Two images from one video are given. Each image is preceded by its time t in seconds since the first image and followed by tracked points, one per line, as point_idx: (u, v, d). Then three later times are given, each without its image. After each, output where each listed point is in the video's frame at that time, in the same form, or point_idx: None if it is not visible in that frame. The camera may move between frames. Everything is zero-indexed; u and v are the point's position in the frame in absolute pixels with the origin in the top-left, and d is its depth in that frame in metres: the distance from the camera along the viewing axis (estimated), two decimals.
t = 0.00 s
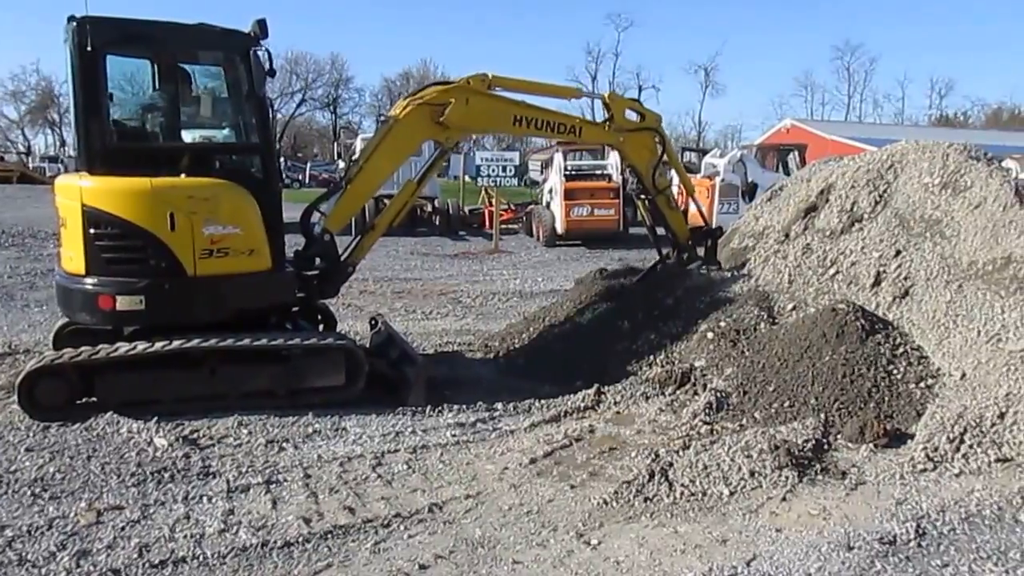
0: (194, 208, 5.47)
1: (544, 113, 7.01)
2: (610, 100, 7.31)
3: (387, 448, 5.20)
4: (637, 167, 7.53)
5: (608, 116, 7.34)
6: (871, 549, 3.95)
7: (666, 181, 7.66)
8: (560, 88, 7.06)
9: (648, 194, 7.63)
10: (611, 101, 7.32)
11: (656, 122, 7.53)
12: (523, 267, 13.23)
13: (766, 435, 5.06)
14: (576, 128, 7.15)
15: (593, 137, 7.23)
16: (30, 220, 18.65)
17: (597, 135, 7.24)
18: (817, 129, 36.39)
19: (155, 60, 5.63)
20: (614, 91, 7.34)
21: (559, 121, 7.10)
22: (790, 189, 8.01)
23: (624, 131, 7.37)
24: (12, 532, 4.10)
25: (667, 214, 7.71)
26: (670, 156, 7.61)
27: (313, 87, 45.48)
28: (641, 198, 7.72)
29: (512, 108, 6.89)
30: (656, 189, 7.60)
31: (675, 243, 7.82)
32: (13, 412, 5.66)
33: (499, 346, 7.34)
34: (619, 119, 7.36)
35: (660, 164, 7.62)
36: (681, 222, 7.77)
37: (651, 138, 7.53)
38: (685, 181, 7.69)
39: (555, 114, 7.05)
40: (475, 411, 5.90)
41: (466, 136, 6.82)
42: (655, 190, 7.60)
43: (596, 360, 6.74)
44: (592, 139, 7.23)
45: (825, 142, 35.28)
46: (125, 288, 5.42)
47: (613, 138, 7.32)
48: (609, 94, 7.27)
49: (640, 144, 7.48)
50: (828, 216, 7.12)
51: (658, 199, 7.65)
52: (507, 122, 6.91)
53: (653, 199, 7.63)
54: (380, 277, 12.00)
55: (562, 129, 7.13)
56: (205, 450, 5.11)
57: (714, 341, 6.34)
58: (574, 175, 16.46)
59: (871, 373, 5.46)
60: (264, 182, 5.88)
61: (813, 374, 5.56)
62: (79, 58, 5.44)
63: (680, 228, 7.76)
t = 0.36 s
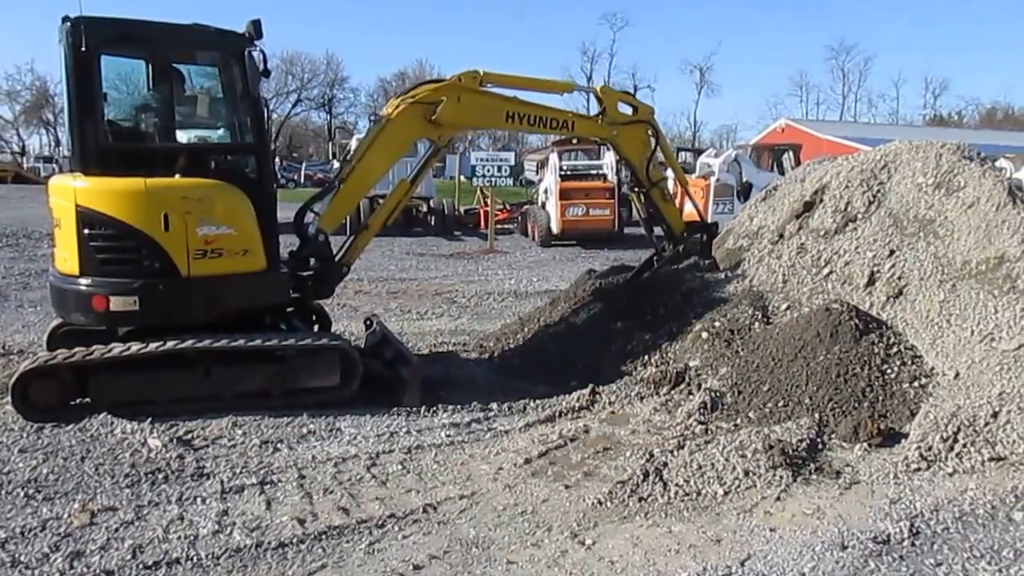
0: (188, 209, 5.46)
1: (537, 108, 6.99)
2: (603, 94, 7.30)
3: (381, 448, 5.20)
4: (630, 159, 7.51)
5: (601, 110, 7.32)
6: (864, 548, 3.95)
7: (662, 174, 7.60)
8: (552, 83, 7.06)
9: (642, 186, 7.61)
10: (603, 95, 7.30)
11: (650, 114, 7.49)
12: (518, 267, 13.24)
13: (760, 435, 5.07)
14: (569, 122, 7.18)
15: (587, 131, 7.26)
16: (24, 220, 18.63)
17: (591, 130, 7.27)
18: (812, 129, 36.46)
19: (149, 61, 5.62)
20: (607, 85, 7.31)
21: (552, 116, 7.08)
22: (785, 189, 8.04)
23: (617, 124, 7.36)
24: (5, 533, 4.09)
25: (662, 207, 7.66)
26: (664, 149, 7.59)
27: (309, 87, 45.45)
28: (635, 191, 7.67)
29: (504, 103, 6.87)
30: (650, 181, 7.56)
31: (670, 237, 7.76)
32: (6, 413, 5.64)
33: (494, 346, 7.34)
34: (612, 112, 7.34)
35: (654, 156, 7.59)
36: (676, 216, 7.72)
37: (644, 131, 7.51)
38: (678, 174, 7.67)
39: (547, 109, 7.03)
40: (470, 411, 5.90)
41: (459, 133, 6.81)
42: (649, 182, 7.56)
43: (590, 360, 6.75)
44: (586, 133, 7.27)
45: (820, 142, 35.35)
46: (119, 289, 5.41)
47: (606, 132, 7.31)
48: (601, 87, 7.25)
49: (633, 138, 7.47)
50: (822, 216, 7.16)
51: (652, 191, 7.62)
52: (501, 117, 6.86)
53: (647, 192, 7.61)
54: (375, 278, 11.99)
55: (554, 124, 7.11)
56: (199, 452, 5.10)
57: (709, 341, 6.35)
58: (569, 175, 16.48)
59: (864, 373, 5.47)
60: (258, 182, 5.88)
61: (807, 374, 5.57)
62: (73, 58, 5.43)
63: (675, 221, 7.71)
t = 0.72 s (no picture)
0: (182, 209, 5.45)
1: (521, 94, 6.93)
2: (589, 76, 7.17)
3: (376, 449, 5.20)
4: (620, 141, 7.38)
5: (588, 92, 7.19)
6: (858, 548, 3.96)
7: (652, 153, 7.49)
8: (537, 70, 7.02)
9: (634, 168, 7.48)
10: (590, 78, 7.18)
11: (638, 94, 7.35)
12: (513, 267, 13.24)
13: (754, 435, 5.08)
14: (556, 108, 7.12)
15: (574, 116, 7.21)
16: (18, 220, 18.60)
17: (579, 113, 7.20)
18: (807, 129, 36.51)
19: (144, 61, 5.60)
20: (593, 67, 7.20)
21: (538, 102, 7.01)
22: (779, 189, 8.07)
23: (606, 106, 7.21)
24: None
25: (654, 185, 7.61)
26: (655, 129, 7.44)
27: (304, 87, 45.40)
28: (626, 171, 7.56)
29: (490, 91, 6.81)
30: (642, 162, 7.46)
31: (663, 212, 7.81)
32: None
33: (489, 346, 7.35)
34: (601, 95, 7.20)
35: (645, 137, 7.46)
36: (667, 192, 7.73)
37: (634, 112, 7.37)
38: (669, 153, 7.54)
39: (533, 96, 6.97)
40: (464, 411, 5.91)
41: (447, 125, 6.77)
42: (641, 162, 7.46)
43: (585, 360, 6.75)
44: (573, 117, 7.22)
45: (814, 142, 35.40)
46: (113, 290, 5.40)
47: (595, 114, 7.18)
48: (588, 69, 7.13)
49: (623, 120, 7.32)
50: (816, 215, 7.22)
51: (644, 171, 7.51)
52: (487, 106, 6.81)
53: (639, 172, 7.49)
54: (370, 278, 11.99)
55: (542, 110, 7.06)
56: (193, 452, 5.09)
57: (703, 341, 6.36)
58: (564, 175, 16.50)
59: (858, 373, 5.48)
60: (253, 183, 5.87)
61: (801, 374, 5.58)
62: (67, 58, 5.41)
63: (666, 197, 7.74)
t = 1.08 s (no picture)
0: (176, 210, 5.44)
1: (504, 75, 6.76)
2: (572, 51, 6.96)
3: (371, 450, 5.20)
4: (609, 114, 7.16)
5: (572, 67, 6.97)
6: (852, 548, 3.96)
7: (643, 123, 7.25)
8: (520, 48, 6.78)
9: (625, 139, 7.24)
10: (573, 52, 6.96)
11: (624, 66, 7.13)
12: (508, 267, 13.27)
13: (749, 435, 5.09)
14: (542, 86, 6.89)
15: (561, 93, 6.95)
16: (11, 220, 18.55)
17: (565, 89, 6.96)
18: (801, 129, 36.57)
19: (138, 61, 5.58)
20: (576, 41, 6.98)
21: (522, 82, 6.82)
22: (773, 189, 8.09)
23: (592, 80, 7.00)
24: None
25: (649, 155, 7.35)
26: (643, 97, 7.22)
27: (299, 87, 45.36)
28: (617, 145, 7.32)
29: (472, 76, 6.66)
30: (631, 133, 7.22)
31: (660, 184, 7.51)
32: None
33: (484, 346, 7.35)
34: (585, 68, 6.99)
35: (634, 107, 7.23)
36: (663, 162, 7.42)
37: (622, 84, 7.15)
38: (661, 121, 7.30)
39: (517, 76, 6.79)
40: (459, 411, 5.91)
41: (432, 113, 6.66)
42: (631, 133, 7.22)
43: (580, 360, 6.76)
44: (560, 94, 6.96)
45: (809, 142, 35.48)
46: (107, 291, 5.38)
47: (581, 89, 6.97)
48: (571, 44, 6.92)
49: (610, 92, 7.11)
50: (811, 216, 7.25)
51: (636, 142, 7.28)
52: (470, 93, 6.67)
53: (630, 143, 7.25)
54: (365, 278, 11.99)
55: (527, 90, 6.86)
56: (188, 453, 5.08)
57: (698, 341, 6.37)
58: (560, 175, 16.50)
59: (852, 373, 5.49)
60: (247, 183, 5.86)
61: (796, 374, 5.58)
62: (61, 59, 5.40)
63: (663, 168, 7.44)
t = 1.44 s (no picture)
0: (169, 210, 5.43)
1: (486, 54, 6.76)
2: (552, 23, 7.00)
3: (364, 450, 5.19)
4: (595, 83, 7.28)
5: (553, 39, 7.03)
6: (846, 548, 3.97)
7: (629, 88, 7.37)
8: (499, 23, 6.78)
9: (613, 106, 7.38)
10: (553, 25, 7.01)
11: (605, 32, 7.17)
12: (503, 267, 13.31)
13: (742, 435, 5.09)
14: (523, 61, 6.95)
15: (544, 66, 7.03)
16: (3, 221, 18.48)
17: (548, 62, 7.04)
18: (796, 129, 36.64)
19: (132, 62, 5.57)
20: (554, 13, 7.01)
21: (504, 59, 6.86)
22: (767, 190, 8.10)
23: (574, 50, 7.08)
24: None
25: (637, 119, 7.50)
26: (627, 63, 7.29)
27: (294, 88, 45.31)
28: (606, 112, 7.46)
29: (452, 60, 6.64)
30: (619, 100, 7.36)
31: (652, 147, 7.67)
32: None
33: (479, 346, 7.36)
34: (566, 40, 7.06)
35: (619, 74, 7.32)
36: (652, 123, 7.56)
37: (604, 51, 7.23)
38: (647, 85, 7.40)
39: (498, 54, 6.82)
40: (454, 412, 5.90)
41: (415, 99, 6.61)
42: (618, 100, 7.36)
43: (574, 361, 6.76)
44: (543, 67, 7.03)
45: (803, 143, 35.55)
46: (100, 291, 5.37)
47: (563, 61, 7.05)
48: (549, 17, 6.96)
49: (593, 60, 7.20)
50: (804, 216, 7.26)
51: (625, 108, 7.42)
52: (451, 76, 6.65)
53: (618, 110, 7.39)
54: (360, 279, 11.98)
55: (509, 67, 6.91)
56: (181, 454, 5.07)
57: (692, 342, 6.37)
58: (555, 175, 16.31)
59: (846, 373, 5.50)
60: (242, 184, 5.85)
61: (790, 374, 5.59)
62: (55, 59, 5.38)
63: (653, 130, 7.58)
